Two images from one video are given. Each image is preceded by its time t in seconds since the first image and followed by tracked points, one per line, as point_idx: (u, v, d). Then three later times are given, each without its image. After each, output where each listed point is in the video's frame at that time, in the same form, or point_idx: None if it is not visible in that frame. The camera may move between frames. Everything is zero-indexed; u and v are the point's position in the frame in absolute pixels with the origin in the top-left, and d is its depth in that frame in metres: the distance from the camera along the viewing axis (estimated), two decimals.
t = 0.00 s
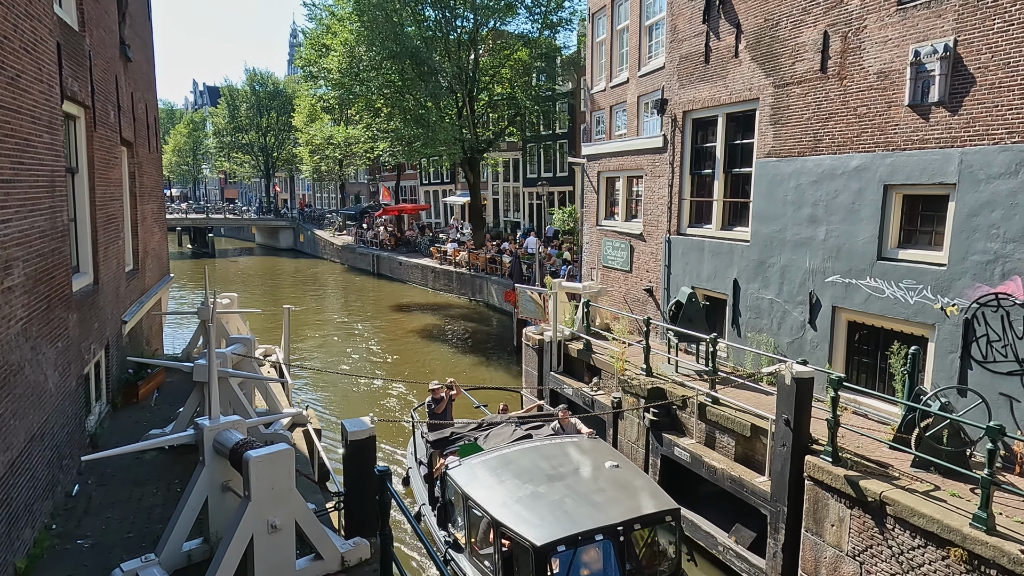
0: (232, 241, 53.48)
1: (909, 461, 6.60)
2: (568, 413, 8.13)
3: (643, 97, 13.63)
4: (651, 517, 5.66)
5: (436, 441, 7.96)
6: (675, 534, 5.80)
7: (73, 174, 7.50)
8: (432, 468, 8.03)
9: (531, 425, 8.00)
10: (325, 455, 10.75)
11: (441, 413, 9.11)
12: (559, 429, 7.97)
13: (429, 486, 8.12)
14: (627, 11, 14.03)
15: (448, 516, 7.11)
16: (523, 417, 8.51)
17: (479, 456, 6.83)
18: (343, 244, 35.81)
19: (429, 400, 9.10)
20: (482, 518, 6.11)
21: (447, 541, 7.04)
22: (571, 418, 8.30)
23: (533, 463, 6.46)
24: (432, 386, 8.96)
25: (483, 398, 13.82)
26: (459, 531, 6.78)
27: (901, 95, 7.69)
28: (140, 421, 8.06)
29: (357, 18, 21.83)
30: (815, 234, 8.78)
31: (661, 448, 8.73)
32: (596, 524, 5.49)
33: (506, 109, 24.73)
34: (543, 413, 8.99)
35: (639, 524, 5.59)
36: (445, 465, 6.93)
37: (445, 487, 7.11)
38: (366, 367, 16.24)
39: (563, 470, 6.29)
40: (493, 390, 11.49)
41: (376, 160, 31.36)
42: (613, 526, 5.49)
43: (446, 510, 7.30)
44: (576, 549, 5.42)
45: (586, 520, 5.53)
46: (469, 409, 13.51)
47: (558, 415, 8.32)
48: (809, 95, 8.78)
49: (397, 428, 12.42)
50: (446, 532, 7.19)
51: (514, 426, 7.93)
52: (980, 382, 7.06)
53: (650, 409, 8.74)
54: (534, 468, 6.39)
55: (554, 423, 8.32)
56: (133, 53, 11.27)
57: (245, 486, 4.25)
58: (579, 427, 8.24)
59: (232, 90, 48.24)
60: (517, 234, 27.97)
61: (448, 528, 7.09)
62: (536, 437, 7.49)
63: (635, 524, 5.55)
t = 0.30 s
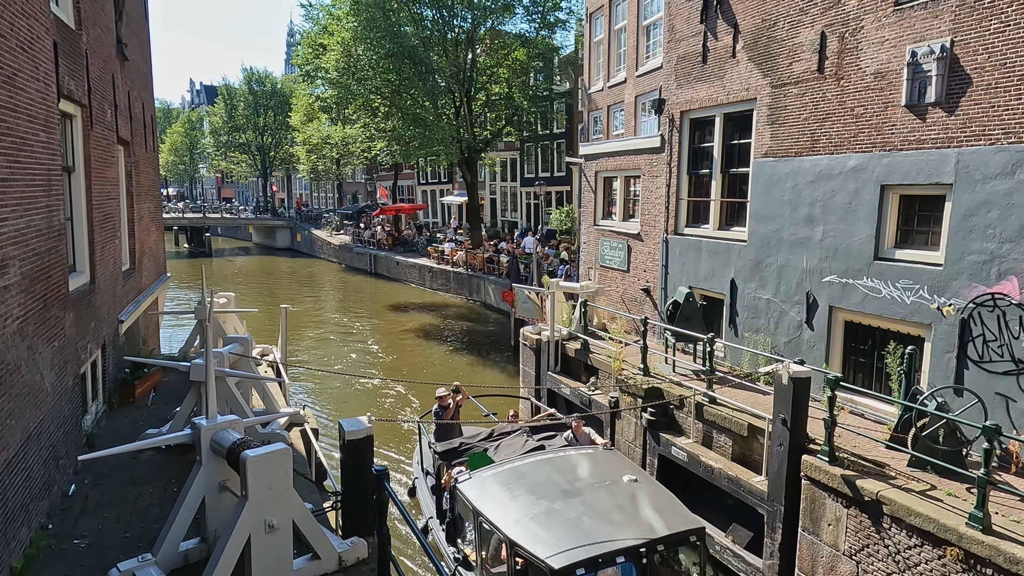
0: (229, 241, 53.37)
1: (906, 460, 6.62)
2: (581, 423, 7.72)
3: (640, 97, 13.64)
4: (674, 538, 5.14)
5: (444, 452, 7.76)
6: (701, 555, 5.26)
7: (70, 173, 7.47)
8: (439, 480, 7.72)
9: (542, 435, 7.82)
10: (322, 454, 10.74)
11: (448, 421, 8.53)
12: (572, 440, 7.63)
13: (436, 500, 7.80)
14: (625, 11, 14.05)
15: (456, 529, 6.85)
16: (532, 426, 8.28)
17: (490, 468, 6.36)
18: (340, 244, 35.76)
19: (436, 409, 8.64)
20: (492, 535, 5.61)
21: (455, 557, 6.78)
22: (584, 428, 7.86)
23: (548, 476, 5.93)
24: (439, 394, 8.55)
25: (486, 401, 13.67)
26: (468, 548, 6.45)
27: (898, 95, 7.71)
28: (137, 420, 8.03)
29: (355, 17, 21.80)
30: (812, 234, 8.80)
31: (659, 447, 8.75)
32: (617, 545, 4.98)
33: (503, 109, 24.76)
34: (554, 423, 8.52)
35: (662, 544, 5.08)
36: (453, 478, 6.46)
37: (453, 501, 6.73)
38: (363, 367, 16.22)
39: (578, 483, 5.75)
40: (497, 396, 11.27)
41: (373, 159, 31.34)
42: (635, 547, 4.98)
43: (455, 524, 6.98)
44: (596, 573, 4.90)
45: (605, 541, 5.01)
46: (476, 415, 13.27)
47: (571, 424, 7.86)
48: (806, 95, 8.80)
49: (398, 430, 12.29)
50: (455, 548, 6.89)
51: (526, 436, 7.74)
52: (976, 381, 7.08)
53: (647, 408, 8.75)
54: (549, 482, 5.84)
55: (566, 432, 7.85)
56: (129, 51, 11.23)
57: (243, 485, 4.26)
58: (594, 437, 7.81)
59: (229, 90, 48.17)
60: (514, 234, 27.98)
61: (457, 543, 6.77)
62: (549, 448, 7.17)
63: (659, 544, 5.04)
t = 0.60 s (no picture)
0: (229, 241, 53.32)
1: (905, 461, 6.62)
2: (595, 432, 7.35)
3: (640, 97, 13.62)
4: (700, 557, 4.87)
5: (454, 464, 7.54)
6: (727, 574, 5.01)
7: (70, 172, 7.47)
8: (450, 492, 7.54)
9: (554, 446, 7.54)
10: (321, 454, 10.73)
11: (456, 430, 8.23)
12: (586, 451, 7.35)
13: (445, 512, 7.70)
14: (624, 11, 14.05)
15: (467, 545, 6.69)
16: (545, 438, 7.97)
17: (503, 482, 6.09)
18: (339, 244, 35.74)
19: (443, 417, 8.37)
20: (505, 552, 5.33)
21: (467, 573, 6.63)
22: (599, 438, 7.53)
23: (562, 490, 5.67)
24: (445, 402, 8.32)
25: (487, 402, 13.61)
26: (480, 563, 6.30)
27: (897, 96, 7.72)
28: (136, 420, 8.02)
29: (355, 17, 21.79)
30: (811, 235, 8.80)
31: (658, 447, 8.75)
32: (638, 566, 4.70)
33: (503, 109, 24.76)
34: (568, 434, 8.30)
35: (686, 564, 4.82)
36: (464, 491, 6.18)
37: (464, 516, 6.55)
38: (362, 367, 16.22)
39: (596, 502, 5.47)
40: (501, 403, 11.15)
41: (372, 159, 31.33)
42: (657, 568, 4.70)
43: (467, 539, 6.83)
44: None
45: (626, 562, 4.73)
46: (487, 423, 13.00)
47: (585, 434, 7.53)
48: (806, 96, 8.80)
49: (397, 430, 12.28)
50: (466, 563, 6.72)
51: (538, 447, 7.45)
52: (976, 382, 7.08)
53: (646, 409, 8.76)
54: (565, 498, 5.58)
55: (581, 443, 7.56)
56: (129, 51, 11.23)
57: (242, 485, 4.26)
58: (608, 447, 7.47)
59: (229, 89, 48.13)
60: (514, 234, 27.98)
61: (468, 558, 6.61)
62: (563, 460, 6.87)
63: (682, 566, 4.79)
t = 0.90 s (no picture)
0: (228, 241, 53.29)
1: (903, 461, 6.63)
2: (614, 444, 6.69)
3: (640, 97, 13.59)
4: None
5: (465, 478, 6.70)
6: None
7: (69, 173, 7.47)
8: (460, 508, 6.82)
9: (571, 459, 6.79)
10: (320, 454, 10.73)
11: (466, 440, 7.56)
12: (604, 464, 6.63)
13: (456, 528, 6.91)
14: (624, 12, 14.05)
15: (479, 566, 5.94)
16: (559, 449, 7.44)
17: (518, 498, 5.52)
18: (339, 244, 35.74)
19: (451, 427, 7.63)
20: None
21: None
22: (618, 451, 6.79)
23: (582, 508, 5.13)
24: (455, 410, 7.56)
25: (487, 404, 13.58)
26: None
27: (896, 97, 7.73)
28: (134, 420, 8.02)
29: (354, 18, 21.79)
30: (810, 236, 8.81)
31: (657, 449, 8.76)
32: None
33: (502, 110, 24.78)
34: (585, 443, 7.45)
35: None
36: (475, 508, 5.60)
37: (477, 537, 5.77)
38: (361, 367, 16.20)
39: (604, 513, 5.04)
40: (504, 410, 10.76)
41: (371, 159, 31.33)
42: None
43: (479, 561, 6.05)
44: None
45: None
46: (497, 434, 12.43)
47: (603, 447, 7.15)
48: (805, 97, 8.81)
49: (396, 430, 12.29)
50: None
51: (554, 459, 6.68)
52: (974, 383, 7.09)
53: (645, 409, 8.77)
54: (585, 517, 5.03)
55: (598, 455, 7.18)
56: (129, 51, 11.23)
57: (240, 486, 4.25)
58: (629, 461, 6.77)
59: (228, 89, 48.11)
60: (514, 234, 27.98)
61: None
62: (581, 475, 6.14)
63: None
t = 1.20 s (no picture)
0: (228, 241, 53.29)
1: (902, 462, 6.64)
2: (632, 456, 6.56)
3: (640, 98, 13.60)
4: None
5: (477, 491, 6.45)
6: None
7: (69, 173, 7.48)
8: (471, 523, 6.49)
9: (587, 471, 6.56)
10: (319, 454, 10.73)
11: (476, 450, 7.51)
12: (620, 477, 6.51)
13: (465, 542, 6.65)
14: (623, 13, 14.08)
15: None
16: (574, 461, 6.96)
17: (533, 515, 5.32)
18: (338, 244, 35.74)
19: (461, 437, 7.55)
20: None
21: None
22: (636, 463, 6.67)
23: (602, 526, 4.93)
24: (464, 419, 7.39)
25: (487, 404, 13.57)
26: None
27: (895, 98, 7.74)
28: (134, 420, 8.02)
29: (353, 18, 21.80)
30: (810, 236, 8.82)
31: (656, 449, 8.77)
32: None
33: (502, 110, 24.80)
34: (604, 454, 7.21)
35: None
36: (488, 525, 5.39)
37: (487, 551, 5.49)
38: (360, 367, 16.20)
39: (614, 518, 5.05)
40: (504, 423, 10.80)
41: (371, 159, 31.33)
42: None
43: None
44: None
45: None
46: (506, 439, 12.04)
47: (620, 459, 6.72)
48: (804, 98, 8.82)
49: (396, 431, 12.30)
50: None
51: (570, 472, 6.47)
52: (973, 384, 7.10)
53: (645, 410, 8.78)
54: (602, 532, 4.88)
55: (616, 468, 6.73)
56: (128, 52, 11.21)
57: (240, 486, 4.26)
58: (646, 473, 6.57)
59: (228, 89, 48.11)
60: (513, 235, 27.99)
61: None
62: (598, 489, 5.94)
63: None
